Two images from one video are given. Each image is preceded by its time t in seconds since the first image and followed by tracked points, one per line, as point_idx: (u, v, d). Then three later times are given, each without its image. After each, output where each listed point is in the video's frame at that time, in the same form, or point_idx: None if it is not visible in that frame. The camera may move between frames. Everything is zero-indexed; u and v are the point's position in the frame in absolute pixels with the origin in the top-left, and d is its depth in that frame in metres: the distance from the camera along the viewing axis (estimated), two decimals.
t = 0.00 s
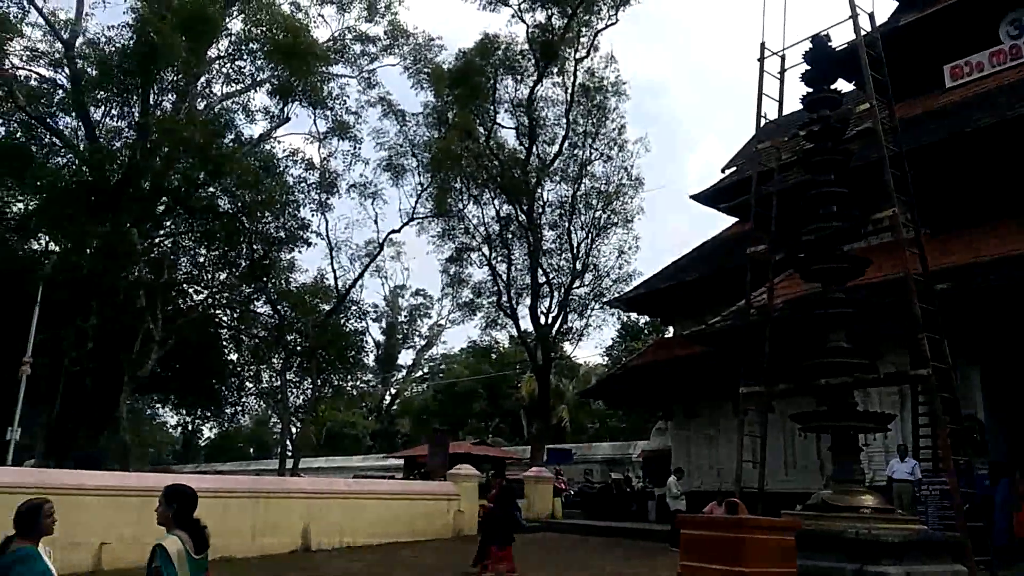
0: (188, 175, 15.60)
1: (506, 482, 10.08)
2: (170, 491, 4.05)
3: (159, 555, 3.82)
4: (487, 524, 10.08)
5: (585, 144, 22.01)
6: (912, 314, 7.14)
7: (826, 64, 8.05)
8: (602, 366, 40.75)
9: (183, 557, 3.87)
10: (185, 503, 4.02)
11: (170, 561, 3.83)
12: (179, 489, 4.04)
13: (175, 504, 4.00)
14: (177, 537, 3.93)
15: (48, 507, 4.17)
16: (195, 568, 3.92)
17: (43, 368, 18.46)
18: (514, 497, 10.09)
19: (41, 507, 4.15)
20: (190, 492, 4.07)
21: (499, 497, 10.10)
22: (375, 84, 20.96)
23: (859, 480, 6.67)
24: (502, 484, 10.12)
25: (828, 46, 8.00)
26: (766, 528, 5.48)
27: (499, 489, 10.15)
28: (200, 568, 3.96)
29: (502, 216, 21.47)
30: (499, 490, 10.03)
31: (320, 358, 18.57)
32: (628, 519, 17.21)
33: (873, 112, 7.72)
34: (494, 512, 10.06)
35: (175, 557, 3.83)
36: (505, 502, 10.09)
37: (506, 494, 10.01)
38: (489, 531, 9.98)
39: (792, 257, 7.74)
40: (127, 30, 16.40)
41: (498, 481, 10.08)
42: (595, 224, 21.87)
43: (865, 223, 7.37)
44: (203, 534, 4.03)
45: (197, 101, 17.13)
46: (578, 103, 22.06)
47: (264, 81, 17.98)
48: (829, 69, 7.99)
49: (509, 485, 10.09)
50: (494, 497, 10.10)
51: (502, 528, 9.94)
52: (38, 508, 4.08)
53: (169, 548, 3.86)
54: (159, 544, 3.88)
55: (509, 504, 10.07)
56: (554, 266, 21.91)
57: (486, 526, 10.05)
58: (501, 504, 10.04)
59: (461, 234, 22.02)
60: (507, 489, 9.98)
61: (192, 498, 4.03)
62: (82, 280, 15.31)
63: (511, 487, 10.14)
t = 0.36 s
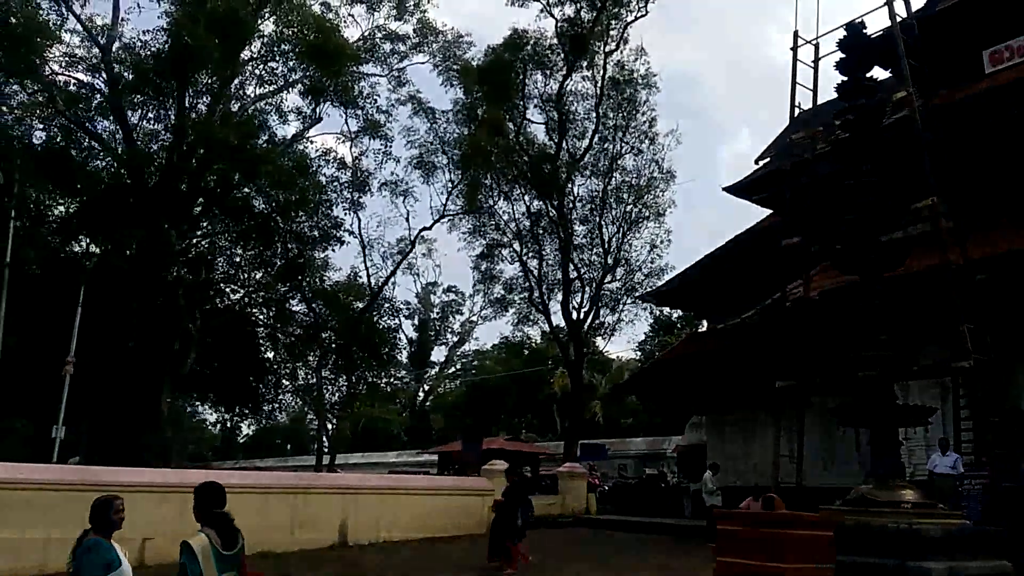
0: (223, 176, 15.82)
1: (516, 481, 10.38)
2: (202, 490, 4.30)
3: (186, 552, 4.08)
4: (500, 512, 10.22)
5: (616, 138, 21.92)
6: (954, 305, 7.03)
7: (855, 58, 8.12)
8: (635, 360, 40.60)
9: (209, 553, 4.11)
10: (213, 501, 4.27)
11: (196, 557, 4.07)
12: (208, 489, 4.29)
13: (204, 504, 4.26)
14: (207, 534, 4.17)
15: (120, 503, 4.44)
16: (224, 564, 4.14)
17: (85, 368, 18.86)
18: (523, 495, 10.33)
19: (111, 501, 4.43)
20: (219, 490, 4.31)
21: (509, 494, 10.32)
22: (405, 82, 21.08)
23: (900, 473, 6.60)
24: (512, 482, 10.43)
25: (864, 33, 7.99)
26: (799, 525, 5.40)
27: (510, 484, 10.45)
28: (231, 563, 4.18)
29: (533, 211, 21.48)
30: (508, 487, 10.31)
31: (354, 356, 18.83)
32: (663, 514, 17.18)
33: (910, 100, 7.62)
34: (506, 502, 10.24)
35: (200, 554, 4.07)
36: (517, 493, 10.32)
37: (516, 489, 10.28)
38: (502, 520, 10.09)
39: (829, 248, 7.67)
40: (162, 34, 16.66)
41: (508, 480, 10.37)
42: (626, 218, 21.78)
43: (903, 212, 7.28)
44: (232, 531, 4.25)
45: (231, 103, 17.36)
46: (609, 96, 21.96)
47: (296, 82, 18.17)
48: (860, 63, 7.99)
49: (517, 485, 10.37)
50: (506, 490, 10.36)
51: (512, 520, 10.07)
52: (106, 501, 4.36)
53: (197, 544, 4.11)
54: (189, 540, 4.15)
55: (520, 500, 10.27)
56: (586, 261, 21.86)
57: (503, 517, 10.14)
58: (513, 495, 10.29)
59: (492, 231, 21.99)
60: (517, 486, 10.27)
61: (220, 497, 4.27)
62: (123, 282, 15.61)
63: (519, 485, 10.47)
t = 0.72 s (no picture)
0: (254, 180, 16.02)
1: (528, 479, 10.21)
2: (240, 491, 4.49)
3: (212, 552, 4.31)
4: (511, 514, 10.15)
5: (642, 132, 21.84)
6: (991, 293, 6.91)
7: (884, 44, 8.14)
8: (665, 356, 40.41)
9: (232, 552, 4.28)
10: (247, 504, 4.43)
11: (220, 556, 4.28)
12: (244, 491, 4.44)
13: (239, 506, 4.43)
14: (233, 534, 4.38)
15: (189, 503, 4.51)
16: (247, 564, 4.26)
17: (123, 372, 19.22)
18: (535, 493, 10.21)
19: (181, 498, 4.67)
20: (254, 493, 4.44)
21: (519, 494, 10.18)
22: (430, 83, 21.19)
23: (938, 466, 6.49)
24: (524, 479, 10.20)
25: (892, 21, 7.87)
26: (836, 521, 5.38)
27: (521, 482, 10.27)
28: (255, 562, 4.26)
29: (560, 208, 21.47)
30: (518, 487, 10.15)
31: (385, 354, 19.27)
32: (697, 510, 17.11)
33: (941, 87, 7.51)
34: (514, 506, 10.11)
35: (222, 553, 4.27)
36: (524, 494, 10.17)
37: (525, 489, 10.13)
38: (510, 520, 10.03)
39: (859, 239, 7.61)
40: (191, 43, 16.90)
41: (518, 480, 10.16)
42: (654, 213, 21.69)
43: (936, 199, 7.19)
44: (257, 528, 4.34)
45: (260, 108, 17.58)
46: (634, 91, 21.89)
47: (323, 86, 18.33)
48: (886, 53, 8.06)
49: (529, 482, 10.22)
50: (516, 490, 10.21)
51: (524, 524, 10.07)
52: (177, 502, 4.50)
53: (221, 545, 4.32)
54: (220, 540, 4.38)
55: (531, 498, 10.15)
56: (614, 257, 21.81)
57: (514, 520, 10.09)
58: (521, 497, 10.15)
59: (519, 229, 22.03)
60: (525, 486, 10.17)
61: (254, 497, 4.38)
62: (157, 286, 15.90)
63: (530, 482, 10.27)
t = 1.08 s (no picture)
0: (285, 182, 16.19)
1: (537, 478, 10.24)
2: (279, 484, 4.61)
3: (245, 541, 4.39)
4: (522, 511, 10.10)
5: (670, 128, 21.71)
6: None
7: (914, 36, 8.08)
8: (695, 353, 40.20)
9: (265, 543, 4.36)
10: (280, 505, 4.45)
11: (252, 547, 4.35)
12: (276, 489, 4.45)
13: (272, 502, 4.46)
14: (268, 525, 4.45)
15: (248, 498, 4.54)
16: (278, 554, 4.31)
17: (158, 373, 19.51)
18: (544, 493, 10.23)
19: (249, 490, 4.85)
20: (284, 490, 4.44)
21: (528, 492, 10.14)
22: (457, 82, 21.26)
23: (977, 463, 6.39)
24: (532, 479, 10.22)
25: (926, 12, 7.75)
26: (874, 520, 5.30)
27: (529, 481, 10.26)
28: (286, 554, 4.31)
29: (587, 206, 21.43)
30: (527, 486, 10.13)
31: (414, 352, 19.43)
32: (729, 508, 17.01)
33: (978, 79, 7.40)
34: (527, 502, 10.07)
35: (254, 543, 4.35)
36: (535, 493, 10.17)
37: (533, 489, 10.10)
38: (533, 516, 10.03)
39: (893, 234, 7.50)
40: (221, 46, 17.09)
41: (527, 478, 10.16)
42: (683, 209, 21.58)
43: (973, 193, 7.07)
44: (288, 519, 4.41)
45: (289, 110, 17.73)
46: (661, 86, 21.78)
47: (350, 87, 18.46)
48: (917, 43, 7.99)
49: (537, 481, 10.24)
50: (523, 490, 10.17)
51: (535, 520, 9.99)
52: (234, 501, 4.43)
53: (255, 535, 4.40)
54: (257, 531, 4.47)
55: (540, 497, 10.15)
56: (642, 254, 21.73)
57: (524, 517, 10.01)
58: (530, 496, 10.10)
59: (547, 227, 22.00)
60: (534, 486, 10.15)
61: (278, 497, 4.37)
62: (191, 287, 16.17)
63: (539, 482, 10.29)
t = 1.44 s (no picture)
0: (310, 183, 16.33)
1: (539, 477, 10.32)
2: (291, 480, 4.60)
3: (262, 537, 4.38)
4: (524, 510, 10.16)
5: (693, 126, 21.64)
6: None
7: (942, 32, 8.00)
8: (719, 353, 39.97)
9: (283, 540, 4.37)
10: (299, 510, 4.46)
11: (269, 543, 4.35)
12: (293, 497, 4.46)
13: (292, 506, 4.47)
14: (284, 522, 4.44)
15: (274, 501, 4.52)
16: (295, 550, 4.36)
17: (186, 372, 19.75)
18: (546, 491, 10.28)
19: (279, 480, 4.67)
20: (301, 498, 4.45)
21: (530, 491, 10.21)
22: (480, 83, 21.36)
23: (1008, 463, 6.30)
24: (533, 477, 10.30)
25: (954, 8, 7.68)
26: (901, 520, 5.25)
27: (529, 481, 10.30)
28: (304, 550, 4.37)
29: (610, 205, 21.41)
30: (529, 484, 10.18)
31: (437, 353, 19.55)
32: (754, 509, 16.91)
33: (1007, 75, 7.31)
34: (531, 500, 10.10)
35: (272, 540, 4.35)
36: (536, 491, 10.23)
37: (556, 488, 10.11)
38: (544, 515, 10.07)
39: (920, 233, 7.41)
40: (247, 50, 17.28)
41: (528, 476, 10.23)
42: (707, 208, 21.49)
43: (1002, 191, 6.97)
44: (307, 516, 4.44)
45: (314, 112, 17.89)
46: (685, 84, 21.70)
47: (374, 88, 18.59)
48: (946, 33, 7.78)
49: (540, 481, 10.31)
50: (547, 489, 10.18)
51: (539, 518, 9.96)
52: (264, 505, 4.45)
53: (273, 531, 4.39)
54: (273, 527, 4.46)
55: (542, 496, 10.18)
56: (665, 253, 21.67)
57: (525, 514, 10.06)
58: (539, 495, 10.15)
59: (570, 226, 21.99)
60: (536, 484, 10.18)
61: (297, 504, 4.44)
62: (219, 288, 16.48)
63: (538, 481, 10.32)
